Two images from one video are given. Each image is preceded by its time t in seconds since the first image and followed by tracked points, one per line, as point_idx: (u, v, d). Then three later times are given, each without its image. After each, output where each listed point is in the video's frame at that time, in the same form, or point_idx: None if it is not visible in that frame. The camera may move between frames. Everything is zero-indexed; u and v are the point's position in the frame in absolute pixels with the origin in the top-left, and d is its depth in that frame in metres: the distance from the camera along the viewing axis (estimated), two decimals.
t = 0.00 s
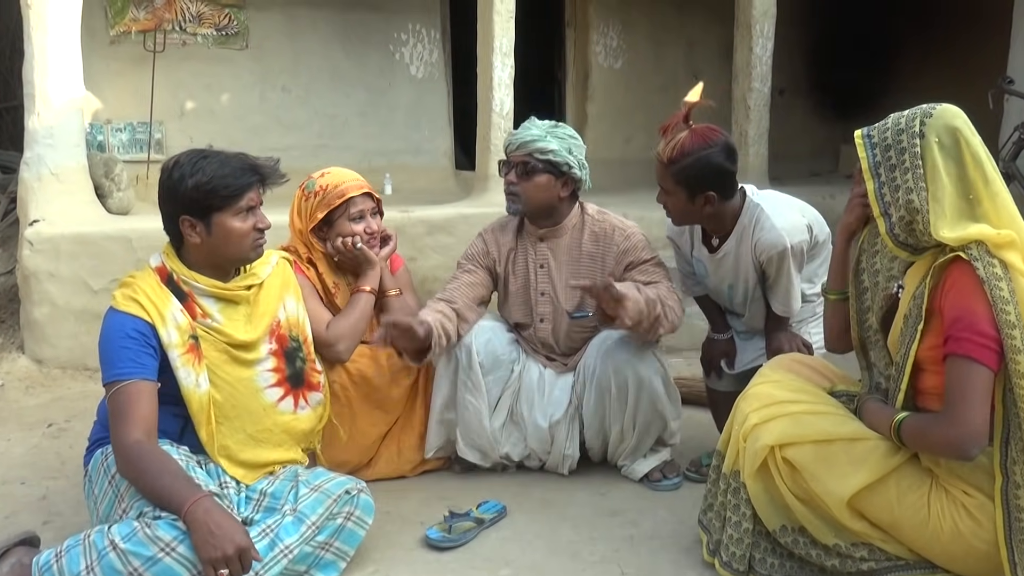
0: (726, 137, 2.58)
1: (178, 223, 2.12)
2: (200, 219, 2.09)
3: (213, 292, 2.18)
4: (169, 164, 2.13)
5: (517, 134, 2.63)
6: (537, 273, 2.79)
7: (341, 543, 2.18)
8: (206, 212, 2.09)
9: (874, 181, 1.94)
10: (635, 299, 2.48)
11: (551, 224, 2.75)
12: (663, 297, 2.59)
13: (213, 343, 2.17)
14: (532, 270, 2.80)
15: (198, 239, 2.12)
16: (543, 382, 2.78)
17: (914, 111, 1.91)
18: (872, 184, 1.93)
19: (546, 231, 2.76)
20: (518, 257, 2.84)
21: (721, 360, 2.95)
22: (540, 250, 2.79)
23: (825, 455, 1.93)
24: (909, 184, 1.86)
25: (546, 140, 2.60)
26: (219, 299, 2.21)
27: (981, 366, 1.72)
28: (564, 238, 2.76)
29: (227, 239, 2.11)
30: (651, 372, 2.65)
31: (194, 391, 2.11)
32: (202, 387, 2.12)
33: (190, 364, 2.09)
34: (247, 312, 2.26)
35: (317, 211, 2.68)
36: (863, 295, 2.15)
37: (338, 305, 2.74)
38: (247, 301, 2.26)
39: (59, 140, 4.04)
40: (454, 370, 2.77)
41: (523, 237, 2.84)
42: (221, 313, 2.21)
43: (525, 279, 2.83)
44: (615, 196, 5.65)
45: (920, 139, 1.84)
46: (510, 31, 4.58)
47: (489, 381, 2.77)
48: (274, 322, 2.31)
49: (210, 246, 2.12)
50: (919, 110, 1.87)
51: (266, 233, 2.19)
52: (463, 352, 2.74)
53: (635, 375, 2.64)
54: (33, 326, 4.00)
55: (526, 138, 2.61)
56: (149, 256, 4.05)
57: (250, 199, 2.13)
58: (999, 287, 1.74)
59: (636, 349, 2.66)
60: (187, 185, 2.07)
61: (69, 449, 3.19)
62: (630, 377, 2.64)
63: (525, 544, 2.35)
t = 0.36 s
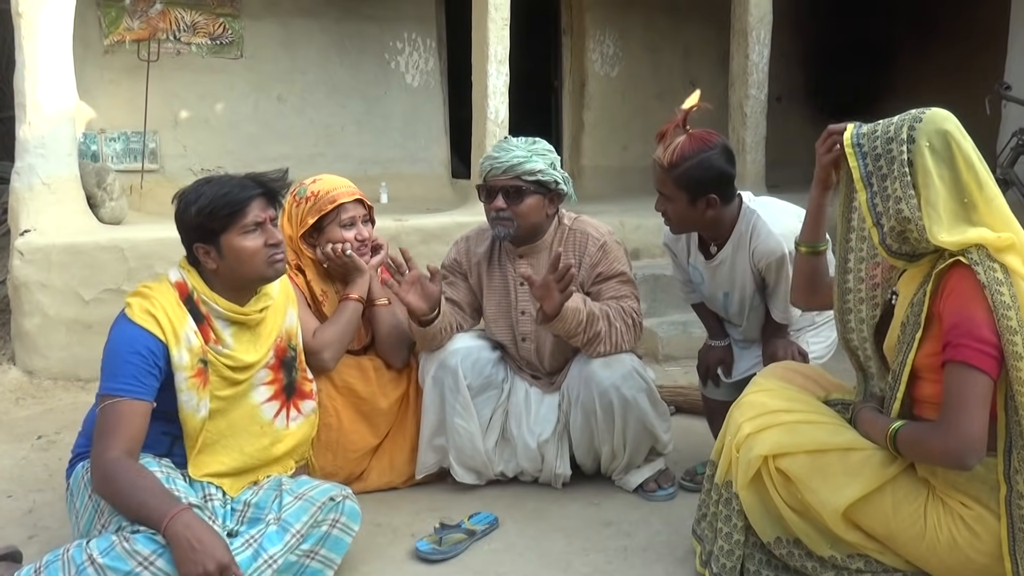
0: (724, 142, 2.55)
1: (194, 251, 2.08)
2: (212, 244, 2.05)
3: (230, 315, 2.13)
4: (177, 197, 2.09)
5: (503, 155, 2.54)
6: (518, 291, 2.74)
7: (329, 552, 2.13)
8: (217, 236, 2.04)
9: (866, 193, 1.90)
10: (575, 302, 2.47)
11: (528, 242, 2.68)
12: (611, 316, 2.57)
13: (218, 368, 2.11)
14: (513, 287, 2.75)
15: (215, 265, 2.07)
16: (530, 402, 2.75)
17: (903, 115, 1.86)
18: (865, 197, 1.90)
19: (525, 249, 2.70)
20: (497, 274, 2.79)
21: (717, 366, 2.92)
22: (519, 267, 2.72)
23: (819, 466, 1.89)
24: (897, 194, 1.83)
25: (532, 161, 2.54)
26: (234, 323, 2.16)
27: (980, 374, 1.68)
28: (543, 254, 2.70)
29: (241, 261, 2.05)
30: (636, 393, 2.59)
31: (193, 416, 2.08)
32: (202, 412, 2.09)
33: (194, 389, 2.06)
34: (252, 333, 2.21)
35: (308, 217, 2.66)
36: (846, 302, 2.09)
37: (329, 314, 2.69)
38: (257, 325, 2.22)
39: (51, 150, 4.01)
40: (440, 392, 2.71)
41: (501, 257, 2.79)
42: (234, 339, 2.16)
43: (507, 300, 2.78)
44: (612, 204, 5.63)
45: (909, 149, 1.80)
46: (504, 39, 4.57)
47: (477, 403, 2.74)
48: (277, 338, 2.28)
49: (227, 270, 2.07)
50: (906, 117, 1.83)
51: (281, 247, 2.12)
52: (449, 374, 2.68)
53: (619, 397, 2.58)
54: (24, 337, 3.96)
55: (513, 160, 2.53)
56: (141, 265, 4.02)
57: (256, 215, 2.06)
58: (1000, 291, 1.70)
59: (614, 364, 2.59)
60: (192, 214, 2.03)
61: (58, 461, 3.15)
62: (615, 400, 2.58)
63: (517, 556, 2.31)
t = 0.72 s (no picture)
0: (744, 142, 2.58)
1: (220, 232, 2.08)
2: (238, 226, 2.04)
3: (266, 309, 2.11)
4: (213, 176, 2.09)
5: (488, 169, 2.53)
6: (511, 297, 2.72)
7: (335, 568, 2.15)
8: (246, 219, 2.03)
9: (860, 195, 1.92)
10: (573, 334, 2.49)
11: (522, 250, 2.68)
12: (607, 332, 2.56)
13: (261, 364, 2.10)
14: (506, 294, 2.74)
15: (238, 248, 2.06)
16: (527, 402, 2.75)
17: (888, 111, 1.87)
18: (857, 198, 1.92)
19: (518, 255, 2.69)
20: (490, 280, 2.79)
21: (710, 370, 2.98)
22: (513, 273, 2.72)
23: (817, 463, 1.90)
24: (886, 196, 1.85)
25: (518, 172, 2.52)
26: (268, 317, 2.14)
27: (976, 370, 1.69)
28: (537, 261, 2.70)
29: (264, 248, 2.04)
30: (631, 399, 2.59)
31: (245, 414, 2.05)
32: (252, 409, 2.06)
33: (242, 386, 2.03)
34: (291, 332, 2.22)
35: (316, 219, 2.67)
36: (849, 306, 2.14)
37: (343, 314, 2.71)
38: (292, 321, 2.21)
39: (53, 151, 4.03)
40: (439, 392, 2.72)
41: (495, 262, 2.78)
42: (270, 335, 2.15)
43: (500, 307, 2.77)
44: (613, 204, 5.64)
45: (908, 138, 1.81)
46: (504, 40, 4.58)
47: (477, 401, 2.73)
48: (313, 337, 2.28)
49: (249, 254, 2.06)
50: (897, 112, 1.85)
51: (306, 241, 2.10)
52: (447, 373, 2.69)
53: (614, 402, 2.59)
54: (27, 337, 3.97)
55: (498, 173, 2.51)
56: (143, 266, 4.03)
57: (286, 204, 2.05)
58: (993, 288, 1.71)
59: (610, 372, 2.59)
60: (223, 193, 2.02)
61: (60, 461, 3.15)
62: (609, 406, 2.59)
63: (518, 553, 2.32)
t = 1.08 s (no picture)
0: (744, 160, 2.65)
1: (260, 245, 2.06)
2: (282, 240, 2.03)
3: (280, 319, 2.11)
4: (246, 189, 2.06)
5: (505, 169, 2.53)
6: (517, 296, 2.73)
7: (339, 563, 2.15)
8: (291, 233, 2.03)
9: (856, 196, 1.92)
10: (577, 334, 2.49)
11: (529, 249, 2.68)
12: (612, 330, 2.57)
13: (273, 370, 2.09)
14: (512, 293, 2.74)
15: (280, 262, 2.06)
16: (531, 400, 2.77)
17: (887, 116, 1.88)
18: (854, 200, 1.91)
19: (525, 254, 2.70)
20: (495, 279, 2.79)
21: (697, 393, 2.86)
22: (520, 272, 2.72)
23: (819, 463, 1.91)
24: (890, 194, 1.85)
25: (532, 169, 2.54)
26: (281, 327, 2.15)
27: (974, 366, 1.69)
28: (543, 260, 2.70)
29: (310, 260, 2.05)
30: (636, 397, 2.60)
31: (255, 419, 2.03)
32: (263, 415, 2.05)
33: (255, 391, 2.02)
34: (300, 336, 2.20)
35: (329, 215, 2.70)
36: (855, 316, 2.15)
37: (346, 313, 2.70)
38: (303, 327, 2.21)
39: (59, 148, 4.05)
40: (443, 391, 2.73)
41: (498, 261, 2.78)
42: (280, 340, 2.15)
43: (505, 306, 2.76)
44: (617, 204, 5.64)
45: (902, 138, 1.83)
46: (509, 39, 4.59)
47: (481, 400, 2.74)
48: (324, 338, 2.28)
49: (293, 268, 2.06)
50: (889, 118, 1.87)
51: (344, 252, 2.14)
52: (452, 372, 2.69)
53: (618, 401, 2.60)
54: (32, 334, 3.99)
55: (513, 169, 2.53)
56: (147, 263, 4.04)
57: (329, 217, 2.08)
58: (987, 284, 1.72)
59: (615, 371, 2.60)
60: (268, 208, 2.01)
61: (65, 457, 3.16)
62: (614, 404, 2.60)
63: (521, 550, 2.32)
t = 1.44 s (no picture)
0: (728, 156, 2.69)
1: (253, 244, 2.06)
2: (275, 236, 2.03)
3: (276, 318, 2.11)
4: (237, 189, 2.07)
5: (517, 171, 2.51)
6: (520, 296, 2.72)
7: (337, 562, 2.15)
8: (283, 228, 2.03)
9: (848, 188, 1.97)
10: (573, 329, 2.49)
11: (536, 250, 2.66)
12: (611, 327, 2.57)
13: (269, 369, 2.08)
14: (515, 293, 2.74)
15: (275, 259, 2.06)
16: (534, 401, 2.76)
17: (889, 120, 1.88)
18: (847, 192, 1.97)
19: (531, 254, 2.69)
20: (497, 283, 2.79)
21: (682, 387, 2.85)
22: (522, 272, 2.72)
23: (818, 463, 1.90)
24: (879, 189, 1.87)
25: (546, 169, 2.54)
26: (278, 326, 2.15)
27: (970, 365, 1.69)
28: (545, 259, 2.70)
29: (303, 256, 2.05)
30: (637, 395, 2.60)
31: (252, 418, 2.02)
32: (260, 414, 2.04)
33: (250, 390, 2.01)
34: (297, 336, 2.20)
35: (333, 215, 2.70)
36: (850, 309, 2.11)
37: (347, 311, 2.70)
38: (300, 326, 2.20)
39: (60, 147, 4.05)
40: (445, 391, 2.73)
41: (499, 261, 2.78)
42: (277, 339, 2.15)
43: (508, 306, 2.76)
44: (618, 204, 5.64)
45: (896, 137, 1.83)
46: (510, 39, 4.59)
47: (483, 402, 2.74)
48: (322, 338, 2.27)
49: (287, 265, 2.06)
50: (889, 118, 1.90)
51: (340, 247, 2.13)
52: (454, 373, 2.69)
53: (620, 399, 2.59)
54: (32, 332, 3.99)
55: (527, 169, 2.51)
56: (148, 262, 4.04)
57: (321, 211, 2.07)
58: (981, 283, 1.72)
59: (616, 368, 2.60)
60: (259, 206, 2.01)
61: (64, 455, 3.16)
62: (615, 402, 2.60)
63: (520, 550, 2.32)
